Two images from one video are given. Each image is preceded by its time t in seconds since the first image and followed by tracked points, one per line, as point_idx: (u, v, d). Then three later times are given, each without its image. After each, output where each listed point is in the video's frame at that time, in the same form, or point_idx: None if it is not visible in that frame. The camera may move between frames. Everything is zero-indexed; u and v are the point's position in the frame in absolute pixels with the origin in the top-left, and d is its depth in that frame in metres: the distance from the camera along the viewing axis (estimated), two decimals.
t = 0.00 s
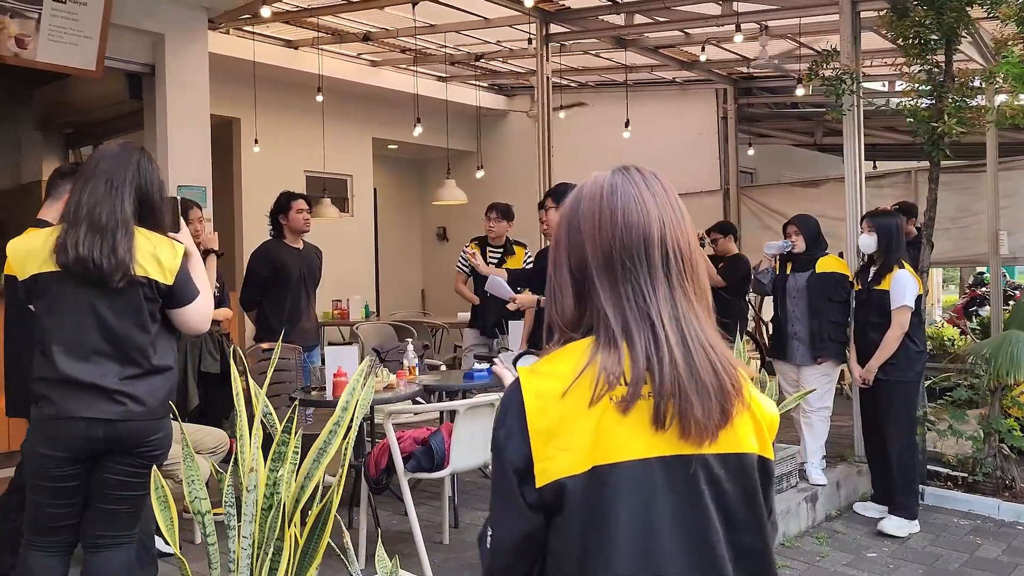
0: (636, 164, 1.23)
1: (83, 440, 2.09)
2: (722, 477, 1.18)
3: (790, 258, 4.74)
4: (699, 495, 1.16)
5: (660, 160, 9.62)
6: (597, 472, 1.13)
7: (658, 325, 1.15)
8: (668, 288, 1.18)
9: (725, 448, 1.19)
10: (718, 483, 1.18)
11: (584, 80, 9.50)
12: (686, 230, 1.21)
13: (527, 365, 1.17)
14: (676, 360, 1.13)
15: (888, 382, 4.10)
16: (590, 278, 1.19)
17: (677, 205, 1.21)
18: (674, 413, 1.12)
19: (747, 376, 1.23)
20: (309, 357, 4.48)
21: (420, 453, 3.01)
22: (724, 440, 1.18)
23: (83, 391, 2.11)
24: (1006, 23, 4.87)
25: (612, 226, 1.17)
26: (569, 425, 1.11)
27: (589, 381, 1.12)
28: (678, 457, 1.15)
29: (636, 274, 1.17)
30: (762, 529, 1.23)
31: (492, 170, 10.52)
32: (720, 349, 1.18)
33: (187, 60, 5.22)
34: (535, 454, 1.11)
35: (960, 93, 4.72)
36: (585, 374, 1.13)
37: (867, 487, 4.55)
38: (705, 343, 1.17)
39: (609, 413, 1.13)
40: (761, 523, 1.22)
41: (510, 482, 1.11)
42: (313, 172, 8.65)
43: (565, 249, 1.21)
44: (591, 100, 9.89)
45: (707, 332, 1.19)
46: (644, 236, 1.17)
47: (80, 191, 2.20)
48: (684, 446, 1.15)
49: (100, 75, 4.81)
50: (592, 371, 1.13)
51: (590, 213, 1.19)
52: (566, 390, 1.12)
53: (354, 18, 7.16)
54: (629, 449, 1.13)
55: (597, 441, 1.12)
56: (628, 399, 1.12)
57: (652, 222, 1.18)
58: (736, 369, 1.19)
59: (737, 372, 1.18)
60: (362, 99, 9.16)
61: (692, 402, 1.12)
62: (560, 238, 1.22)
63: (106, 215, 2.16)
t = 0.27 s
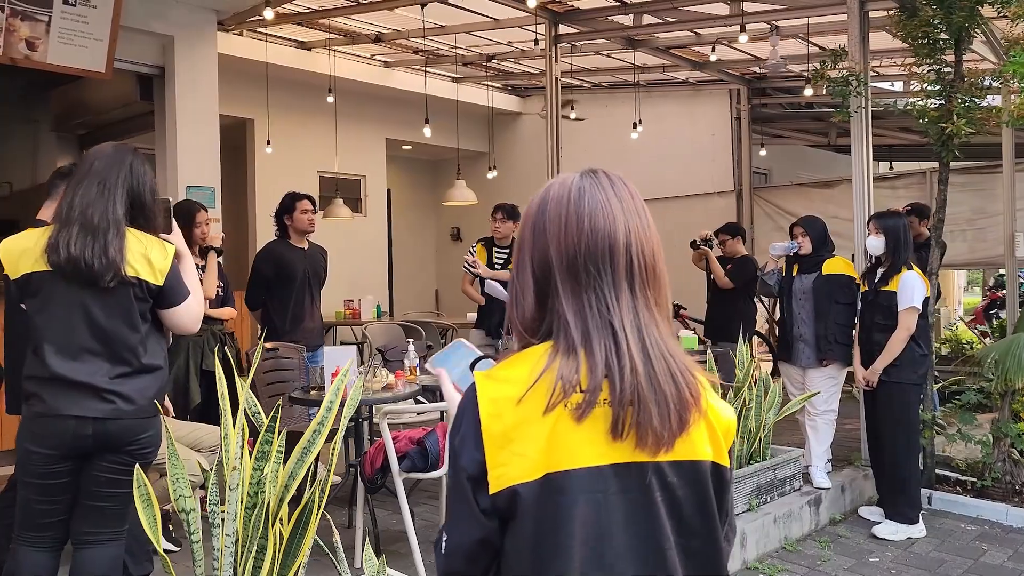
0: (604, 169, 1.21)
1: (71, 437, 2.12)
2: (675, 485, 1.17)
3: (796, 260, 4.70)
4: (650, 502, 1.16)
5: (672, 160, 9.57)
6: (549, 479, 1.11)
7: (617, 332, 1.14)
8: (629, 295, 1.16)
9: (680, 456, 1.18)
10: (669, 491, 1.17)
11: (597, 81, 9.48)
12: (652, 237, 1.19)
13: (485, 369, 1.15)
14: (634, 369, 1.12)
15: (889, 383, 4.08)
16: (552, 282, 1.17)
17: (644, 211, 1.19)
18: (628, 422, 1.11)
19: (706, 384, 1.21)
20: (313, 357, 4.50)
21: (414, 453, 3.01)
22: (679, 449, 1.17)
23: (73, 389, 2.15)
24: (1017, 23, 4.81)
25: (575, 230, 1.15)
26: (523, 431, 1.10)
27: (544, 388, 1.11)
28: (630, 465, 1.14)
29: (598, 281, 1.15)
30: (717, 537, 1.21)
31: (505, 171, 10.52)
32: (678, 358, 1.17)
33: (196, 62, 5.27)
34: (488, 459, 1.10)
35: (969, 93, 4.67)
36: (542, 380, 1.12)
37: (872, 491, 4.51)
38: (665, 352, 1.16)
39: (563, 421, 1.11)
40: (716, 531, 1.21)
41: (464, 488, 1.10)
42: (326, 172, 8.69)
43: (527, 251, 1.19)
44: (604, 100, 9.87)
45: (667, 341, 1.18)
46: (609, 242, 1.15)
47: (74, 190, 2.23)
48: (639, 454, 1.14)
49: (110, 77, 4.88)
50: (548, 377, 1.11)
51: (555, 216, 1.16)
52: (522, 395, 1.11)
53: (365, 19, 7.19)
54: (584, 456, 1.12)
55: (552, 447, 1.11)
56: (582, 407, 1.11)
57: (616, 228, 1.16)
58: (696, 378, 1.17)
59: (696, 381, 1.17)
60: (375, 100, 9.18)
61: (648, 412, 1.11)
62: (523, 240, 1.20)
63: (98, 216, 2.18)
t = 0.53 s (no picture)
0: (535, 162, 1.15)
1: (52, 434, 2.13)
2: (613, 483, 1.16)
3: (796, 257, 4.68)
4: (591, 503, 1.13)
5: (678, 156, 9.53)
6: (492, 488, 1.06)
7: (552, 336, 1.11)
8: (563, 297, 1.13)
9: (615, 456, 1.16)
10: (608, 490, 1.15)
11: (602, 77, 9.46)
12: (585, 235, 1.15)
13: (415, 376, 1.09)
14: (571, 372, 1.09)
15: (884, 380, 4.08)
16: (484, 284, 1.11)
17: (578, 207, 1.15)
18: (567, 428, 1.08)
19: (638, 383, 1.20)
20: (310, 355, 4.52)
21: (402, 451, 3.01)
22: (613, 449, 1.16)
23: (53, 386, 2.15)
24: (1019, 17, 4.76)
25: (508, 231, 1.10)
26: (460, 442, 1.05)
27: (481, 396, 1.06)
28: (569, 469, 1.11)
29: (532, 283, 1.11)
30: (650, 529, 1.22)
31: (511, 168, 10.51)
32: (611, 360, 1.15)
33: (196, 60, 5.30)
34: (425, 473, 1.04)
35: (970, 88, 4.63)
36: (476, 388, 1.07)
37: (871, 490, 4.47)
38: (598, 353, 1.14)
39: (501, 429, 1.07)
40: (649, 523, 1.21)
41: (402, 503, 1.04)
42: (331, 170, 8.71)
43: (456, 251, 1.13)
44: (610, 97, 9.84)
45: (600, 342, 1.15)
46: (543, 243, 1.11)
47: (56, 188, 2.23)
48: (577, 458, 1.11)
49: (109, 76, 4.91)
50: (484, 385, 1.07)
51: (488, 214, 1.10)
52: (457, 405, 1.06)
53: (368, 17, 7.20)
54: (521, 465, 1.08)
55: (489, 457, 1.06)
56: (521, 415, 1.07)
57: (550, 228, 1.11)
58: (628, 379, 1.15)
59: (629, 382, 1.15)
60: (381, 98, 9.20)
61: (584, 418, 1.09)
62: (454, 240, 1.13)
63: (81, 213, 2.19)
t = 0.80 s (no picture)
0: (464, 155, 1.09)
1: (30, 435, 2.13)
2: (540, 495, 1.10)
3: (794, 253, 4.64)
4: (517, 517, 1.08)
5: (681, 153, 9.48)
6: (415, 503, 0.99)
7: (483, 341, 1.04)
8: (495, 299, 1.07)
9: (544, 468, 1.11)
10: (535, 503, 1.10)
11: (604, 73, 9.42)
12: (516, 235, 1.08)
13: (333, 381, 1.00)
14: (502, 379, 1.03)
15: (881, 377, 4.05)
16: (408, 283, 1.04)
17: (510, 203, 1.08)
18: (498, 439, 1.02)
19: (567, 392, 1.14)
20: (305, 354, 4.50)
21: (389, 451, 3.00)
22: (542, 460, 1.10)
23: (30, 387, 2.14)
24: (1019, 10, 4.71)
25: (438, 227, 1.03)
26: (385, 453, 0.97)
27: (408, 404, 0.99)
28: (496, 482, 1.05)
29: (462, 284, 1.04)
30: (576, 543, 1.17)
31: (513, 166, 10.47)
32: (541, 367, 1.09)
33: (191, 58, 5.29)
34: (344, 486, 0.96)
35: (969, 83, 4.59)
36: (404, 393, 0.99)
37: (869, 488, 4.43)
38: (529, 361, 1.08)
39: (427, 439, 1.00)
40: (574, 536, 1.17)
41: (315, 520, 0.94)
42: (332, 168, 8.69)
43: (381, 247, 1.05)
44: (611, 93, 9.83)
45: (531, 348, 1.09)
46: (474, 241, 1.04)
47: (33, 186, 2.19)
48: (505, 470, 1.05)
49: (104, 74, 4.90)
50: (411, 392, 0.99)
51: (417, 209, 1.03)
52: (381, 411, 0.97)
53: (366, 14, 7.17)
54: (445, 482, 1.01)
55: (413, 469, 0.99)
56: (450, 424, 1.00)
57: (480, 225, 1.05)
58: (558, 388, 1.10)
59: (559, 391, 1.10)
60: (381, 95, 9.18)
61: (515, 428, 1.03)
62: (378, 235, 1.05)
63: (59, 212, 2.16)
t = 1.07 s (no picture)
0: (346, 141, 1.00)
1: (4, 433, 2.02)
2: (419, 520, 1.02)
3: (794, 247, 4.57)
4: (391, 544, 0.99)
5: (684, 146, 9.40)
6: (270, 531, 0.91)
7: (351, 344, 0.96)
8: (369, 301, 0.98)
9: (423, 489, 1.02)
10: (413, 527, 1.01)
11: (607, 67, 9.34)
12: (396, 228, 1.00)
13: (180, 388, 0.91)
14: (371, 392, 0.95)
15: (882, 373, 3.98)
16: (271, 279, 0.95)
17: (393, 198, 1.00)
18: (362, 458, 0.94)
19: (455, 400, 1.06)
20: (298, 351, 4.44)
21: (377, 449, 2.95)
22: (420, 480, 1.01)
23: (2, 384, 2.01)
24: None
25: (304, 217, 0.94)
26: (230, 467, 0.88)
27: (259, 418, 0.89)
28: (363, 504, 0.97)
29: (327, 279, 0.96)
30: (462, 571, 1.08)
31: (516, 161, 10.40)
32: (423, 372, 1.01)
33: (185, 53, 5.24)
34: (180, 508, 0.87)
35: (972, 73, 4.51)
36: (256, 404, 0.89)
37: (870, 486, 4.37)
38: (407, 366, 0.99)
39: (281, 456, 0.91)
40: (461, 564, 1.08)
41: (148, 548, 0.85)
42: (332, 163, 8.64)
43: (245, 238, 0.96)
44: (614, 87, 9.77)
45: (410, 351, 1.01)
46: (342, 234, 0.96)
47: (6, 179, 2.13)
48: (373, 490, 0.97)
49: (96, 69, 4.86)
50: (263, 405, 0.90)
51: (281, 196, 0.95)
52: (229, 424, 0.88)
53: (365, 7, 7.12)
54: (302, 498, 0.93)
55: (263, 487, 0.91)
56: (307, 440, 0.92)
57: (350, 216, 0.96)
58: (441, 395, 1.01)
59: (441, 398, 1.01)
60: (382, 90, 9.11)
61: (383, 446, 0.95)
62: (242, 225, 0.96)
63: (32, 207, 2.10)
